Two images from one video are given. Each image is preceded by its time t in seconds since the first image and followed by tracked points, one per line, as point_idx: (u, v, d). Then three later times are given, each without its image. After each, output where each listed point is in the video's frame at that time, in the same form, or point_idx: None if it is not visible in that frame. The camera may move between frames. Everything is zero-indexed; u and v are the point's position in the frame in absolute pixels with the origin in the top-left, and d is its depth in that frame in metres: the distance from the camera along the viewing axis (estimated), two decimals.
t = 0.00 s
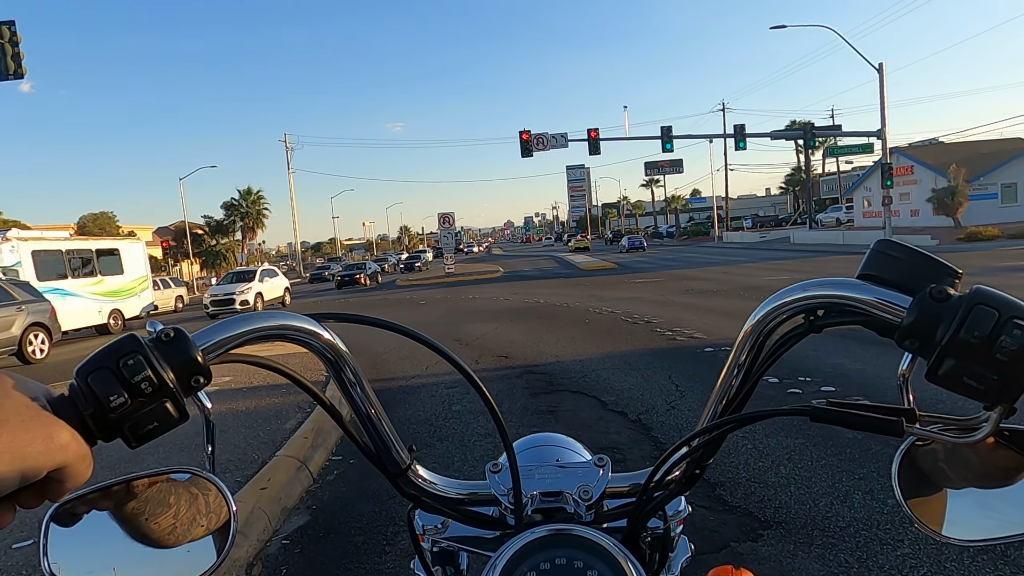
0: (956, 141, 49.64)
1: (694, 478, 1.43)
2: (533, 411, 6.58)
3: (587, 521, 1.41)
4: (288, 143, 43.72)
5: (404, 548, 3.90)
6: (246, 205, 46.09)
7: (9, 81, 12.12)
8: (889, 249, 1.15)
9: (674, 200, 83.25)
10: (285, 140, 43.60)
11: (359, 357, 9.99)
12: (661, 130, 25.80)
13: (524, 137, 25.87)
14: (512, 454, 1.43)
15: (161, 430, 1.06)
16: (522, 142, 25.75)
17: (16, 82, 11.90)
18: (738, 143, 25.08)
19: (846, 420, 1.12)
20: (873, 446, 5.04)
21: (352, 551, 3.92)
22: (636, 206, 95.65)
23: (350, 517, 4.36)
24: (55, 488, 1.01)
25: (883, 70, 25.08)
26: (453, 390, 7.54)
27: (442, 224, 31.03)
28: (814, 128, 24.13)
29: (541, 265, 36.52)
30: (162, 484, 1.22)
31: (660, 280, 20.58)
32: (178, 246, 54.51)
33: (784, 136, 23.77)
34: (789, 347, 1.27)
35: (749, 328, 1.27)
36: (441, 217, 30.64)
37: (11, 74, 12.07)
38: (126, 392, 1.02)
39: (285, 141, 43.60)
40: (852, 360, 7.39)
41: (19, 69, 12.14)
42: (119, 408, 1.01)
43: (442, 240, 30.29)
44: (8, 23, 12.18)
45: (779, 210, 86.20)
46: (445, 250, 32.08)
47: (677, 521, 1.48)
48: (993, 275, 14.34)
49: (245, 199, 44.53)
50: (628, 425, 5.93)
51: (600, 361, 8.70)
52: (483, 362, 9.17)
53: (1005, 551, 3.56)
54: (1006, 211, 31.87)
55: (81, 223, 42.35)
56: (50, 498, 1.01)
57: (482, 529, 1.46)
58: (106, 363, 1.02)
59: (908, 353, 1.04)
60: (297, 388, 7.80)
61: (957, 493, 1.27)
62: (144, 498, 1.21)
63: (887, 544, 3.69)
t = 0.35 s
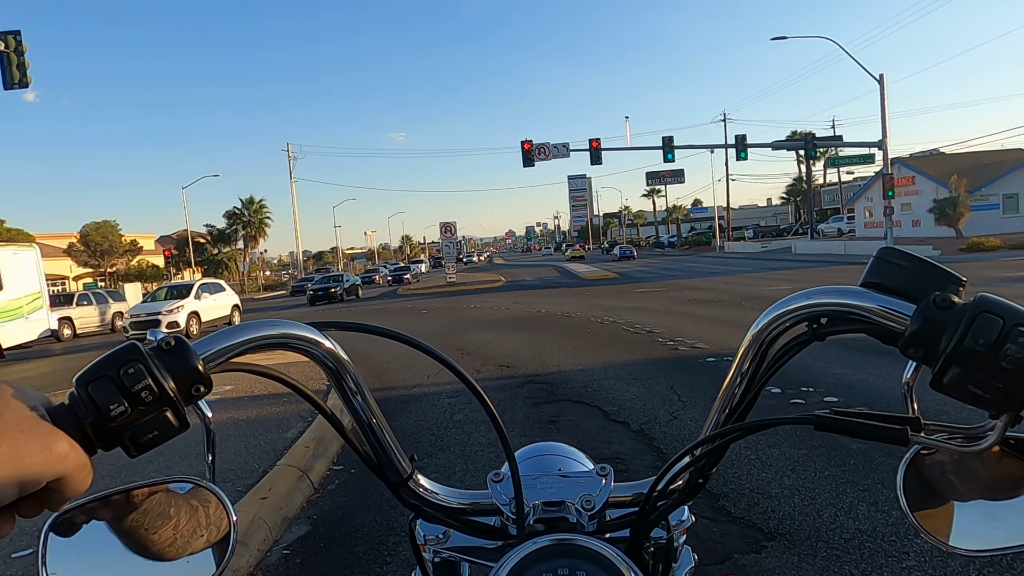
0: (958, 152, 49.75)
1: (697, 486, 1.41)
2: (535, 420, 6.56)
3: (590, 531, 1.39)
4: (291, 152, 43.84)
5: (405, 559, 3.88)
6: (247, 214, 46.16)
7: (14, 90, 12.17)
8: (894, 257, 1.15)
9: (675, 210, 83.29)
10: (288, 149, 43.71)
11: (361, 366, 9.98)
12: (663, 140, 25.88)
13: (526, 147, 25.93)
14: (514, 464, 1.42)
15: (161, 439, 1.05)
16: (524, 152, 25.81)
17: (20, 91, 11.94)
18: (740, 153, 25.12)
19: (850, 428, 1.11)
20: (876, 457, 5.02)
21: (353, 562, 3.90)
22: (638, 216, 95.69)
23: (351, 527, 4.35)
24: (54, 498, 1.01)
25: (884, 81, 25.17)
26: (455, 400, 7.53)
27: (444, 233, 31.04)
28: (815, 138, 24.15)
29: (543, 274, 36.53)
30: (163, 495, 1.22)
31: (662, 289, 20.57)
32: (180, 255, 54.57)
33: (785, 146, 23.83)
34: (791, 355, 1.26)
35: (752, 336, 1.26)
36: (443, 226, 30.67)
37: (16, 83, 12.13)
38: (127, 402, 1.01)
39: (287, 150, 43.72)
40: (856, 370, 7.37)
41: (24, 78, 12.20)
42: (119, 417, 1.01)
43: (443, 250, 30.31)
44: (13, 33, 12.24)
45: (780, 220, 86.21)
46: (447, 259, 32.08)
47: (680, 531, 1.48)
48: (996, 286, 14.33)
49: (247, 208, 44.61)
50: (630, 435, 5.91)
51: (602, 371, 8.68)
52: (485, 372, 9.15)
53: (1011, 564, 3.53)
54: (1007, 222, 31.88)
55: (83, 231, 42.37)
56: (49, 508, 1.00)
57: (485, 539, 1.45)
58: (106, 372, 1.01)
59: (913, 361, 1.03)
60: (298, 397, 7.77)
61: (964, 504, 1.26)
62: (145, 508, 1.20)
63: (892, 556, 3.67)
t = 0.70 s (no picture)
0: (951, 145, 49.88)
1: (682, 473, 1.43)
2: (530, 413, 6.57)
3: (577, 518, 1.40)
4: (283, 145, 43.51)
5: (399, 551, 3.89)
6: (240, 208, 45.94)
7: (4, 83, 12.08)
8: (875, 242, 1.15)
9: (670, 203, 83.30)
10: (281, 143, 43.38)
11: (356, 359, 9.97)
12: (657, 133, 25.86)
13: (520, 140, 25.85)
14: (501, 451, 1.43)
15: (142, 430, 1.04)
16: (519, 145, 25.73)
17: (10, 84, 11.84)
18: (734, 146, 25.11)
19: (831, 413, 1.12)
20: (868, 447, 5.05)
21: (348, 554, 3.91)
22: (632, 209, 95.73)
23: (346, 520, 4.35)
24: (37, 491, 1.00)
25: (878, 73, 25.16)
26: (449, 393, 7.54)
27: (438, 227, 30.93)
28: (809, 131, 24.15)
29: (538, 268, 36.50)
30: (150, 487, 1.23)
31: (656, 282, 20.59)
32: (173, 249, 54.26)
33: (779, 139, 23.82)
34: (773, 342, 1.27)
35: (735, 323, 1.27)
36: (437, 220, 30.57)
37: (6, 76, 12.02)
38: (108, 393, 1.00)
39: (280, 144, 43.39)
40: (848, 362, 7.41)
41: (14, 71, 12.10)
42: (100, 408, 1.00)
43: (438, 243, 30.22)
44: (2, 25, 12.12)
45: (775, 213, 86.29)
46: (441, 253, 32.01)
47: (666, 518, 1.48)
48: (988, 278, 14.39)
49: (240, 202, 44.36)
50: (624, 427, 5.93)
51: (596, 363, 8.69)
52: (479, 365, 9.16)
53: (1001, 551, 3.56)
54: (1000, 214, 32.00)
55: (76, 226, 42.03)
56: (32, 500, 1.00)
57: (472, 528, 1.45)
58: (86, 363, 1.00)
59: (893, 346, 1.04)
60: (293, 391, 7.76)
61: (949, 490, 1.27)
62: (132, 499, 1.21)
63: (883, 545, 3.69)
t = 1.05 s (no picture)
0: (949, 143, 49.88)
1: (668, 469, 1.43)
2: (527, 411, 6.57)
3: (564, 513, 1.40)
4: (280, 143, 43.26)
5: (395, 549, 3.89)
6: (238, 206, 45.89)
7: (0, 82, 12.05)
8: (856, 234, 1.16)
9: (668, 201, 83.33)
10: (277, 140, 43.20)
11: (353, 358, 9.97)
12: (655, 130, 25.84)
13: (518, 138, 25.80)
14: (488, 447, 1.43)
15: (122, 424, 1.04)
16: (516, 143, 25.69)
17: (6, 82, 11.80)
18: (732, 144, 25.11)
19: (814, 406, 1.13)
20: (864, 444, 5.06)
21: (344, 552, 3.91)
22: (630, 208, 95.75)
23: (343, 518, 4.35)
24: None
25: (876, 70, 25.11)
26: (446, 391, 7.54)
27: (436, 225, 30.88)
28: (807, 129, 24.15)
29: (535, 266, 36.44)
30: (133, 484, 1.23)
31: (654, 280, 20.57)
32: (170, 248, 54.12)
33: (777, 137, 23.80)
34: (757, 336, 1.28)
35: (719, 317, 1.27)
36: (435, 218, 30.51)
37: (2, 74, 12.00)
38: (86, 386, 1.00)
39: (276, 141, 43.20)
40: (845, 359, 7.42)
41: (10, 70, 12.09)
42: (79, 402, 1.00)
43: (435, 242, 30.17)
44: None
45: (773, 211, 86.25)
46: (439, 252, 31.94)
47: (654, 513, 1.49)
48: (985, 275, 14.41)
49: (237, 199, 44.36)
50: (621, 425, 5.94)
51: (594, 361, 8.70)
52: (477, 363, 9.16)
53: (996, 547, 3.57)
54: (997, 212, 32.02)
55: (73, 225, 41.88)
56: None
57: (460, 524, 1.45)
58: (65, 356, 1.00)
59: (874, 338, 1.06)
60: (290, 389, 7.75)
61: (941, 487, 1.27)
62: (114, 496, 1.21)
63: (878, 541, 3.70)
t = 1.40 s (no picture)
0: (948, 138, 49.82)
1: (668, 455, 1.43)
2: (526, 406, 6.58)
3: (564, 500, 1.40)
4: (278, 138, 43.16)
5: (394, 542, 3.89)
6: (236, 202, 45.84)
7: None
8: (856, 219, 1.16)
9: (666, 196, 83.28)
10: (274, 136, 43.11)
11: (352, 353, 9.97)
12: (654, 126, 25.80)
13: (516, 134, 25.75)
14: (488, 433, 1.43)
15: (123, 406, 1.04)
16: (515, 139, 25.66)
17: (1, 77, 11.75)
18: (731, 140, 25.07)
19: (814, 391, 1.13)
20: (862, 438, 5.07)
21: (344, 546, 3.91)
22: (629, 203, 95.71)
23: (342, 512, 4.36)
24: None
25: (874, 66, 25.07)
26: (445, 386, 7.54)
27: (435, 221, 30.83)
28: (806, 125, 24.12)
29: (534, 262, 36.42)
30: (133, 470, 1.23)
31: (653, 276, 20.57)
32: (169, 244, 54.04)
33: (776, 132, 23.75)
34: (756, 322, 1.28)
35: (719, 302, 1.28)
36: (434, 214, 30.47)
37: None
38: (85, 368, 1.00)
39: (274, 137, 43.11)
40: (843, 353, 7.43)
41: (6, 65, 12.03)
42: (79, 383, 1.00)
43: (434, 237, 30.14)
44: None
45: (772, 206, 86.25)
46: (438, 248, 31.90)
47: (653, 499, 1.49)
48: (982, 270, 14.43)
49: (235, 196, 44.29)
50: (620, 419, 5.94)
51: (593, 356, 8.70)
52: (476, 358, 9.15)
53: (994, 539, 3.57)
54: (996, 207, 32.03)
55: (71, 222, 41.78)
56: None
57: (459, 511, 1.46)
58: (64, 338, 1.00)
59: (874, 322, 1.06)
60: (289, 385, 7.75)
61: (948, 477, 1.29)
62: (114, 480, 1.21)
63: (877, 534, 3.71)
